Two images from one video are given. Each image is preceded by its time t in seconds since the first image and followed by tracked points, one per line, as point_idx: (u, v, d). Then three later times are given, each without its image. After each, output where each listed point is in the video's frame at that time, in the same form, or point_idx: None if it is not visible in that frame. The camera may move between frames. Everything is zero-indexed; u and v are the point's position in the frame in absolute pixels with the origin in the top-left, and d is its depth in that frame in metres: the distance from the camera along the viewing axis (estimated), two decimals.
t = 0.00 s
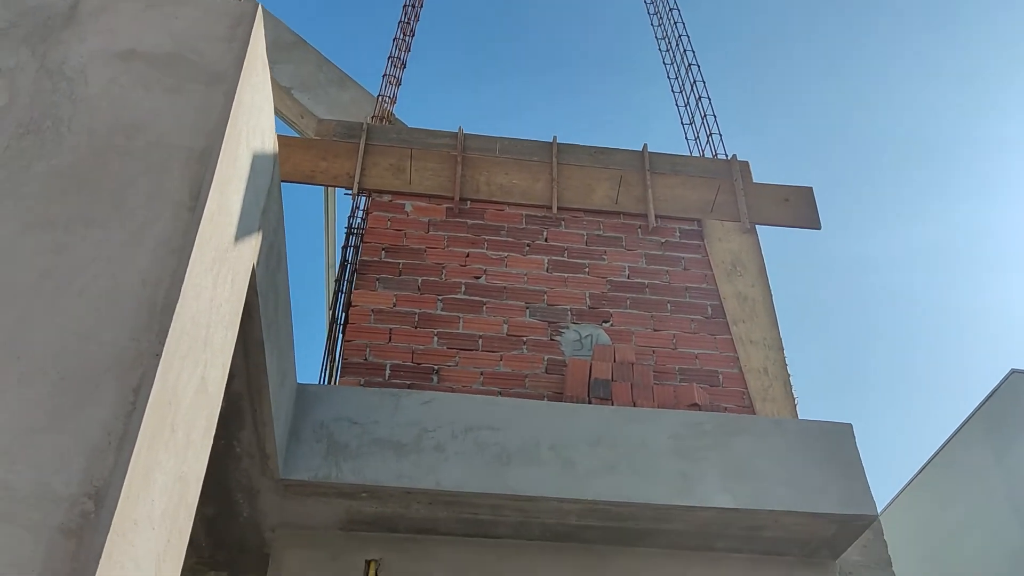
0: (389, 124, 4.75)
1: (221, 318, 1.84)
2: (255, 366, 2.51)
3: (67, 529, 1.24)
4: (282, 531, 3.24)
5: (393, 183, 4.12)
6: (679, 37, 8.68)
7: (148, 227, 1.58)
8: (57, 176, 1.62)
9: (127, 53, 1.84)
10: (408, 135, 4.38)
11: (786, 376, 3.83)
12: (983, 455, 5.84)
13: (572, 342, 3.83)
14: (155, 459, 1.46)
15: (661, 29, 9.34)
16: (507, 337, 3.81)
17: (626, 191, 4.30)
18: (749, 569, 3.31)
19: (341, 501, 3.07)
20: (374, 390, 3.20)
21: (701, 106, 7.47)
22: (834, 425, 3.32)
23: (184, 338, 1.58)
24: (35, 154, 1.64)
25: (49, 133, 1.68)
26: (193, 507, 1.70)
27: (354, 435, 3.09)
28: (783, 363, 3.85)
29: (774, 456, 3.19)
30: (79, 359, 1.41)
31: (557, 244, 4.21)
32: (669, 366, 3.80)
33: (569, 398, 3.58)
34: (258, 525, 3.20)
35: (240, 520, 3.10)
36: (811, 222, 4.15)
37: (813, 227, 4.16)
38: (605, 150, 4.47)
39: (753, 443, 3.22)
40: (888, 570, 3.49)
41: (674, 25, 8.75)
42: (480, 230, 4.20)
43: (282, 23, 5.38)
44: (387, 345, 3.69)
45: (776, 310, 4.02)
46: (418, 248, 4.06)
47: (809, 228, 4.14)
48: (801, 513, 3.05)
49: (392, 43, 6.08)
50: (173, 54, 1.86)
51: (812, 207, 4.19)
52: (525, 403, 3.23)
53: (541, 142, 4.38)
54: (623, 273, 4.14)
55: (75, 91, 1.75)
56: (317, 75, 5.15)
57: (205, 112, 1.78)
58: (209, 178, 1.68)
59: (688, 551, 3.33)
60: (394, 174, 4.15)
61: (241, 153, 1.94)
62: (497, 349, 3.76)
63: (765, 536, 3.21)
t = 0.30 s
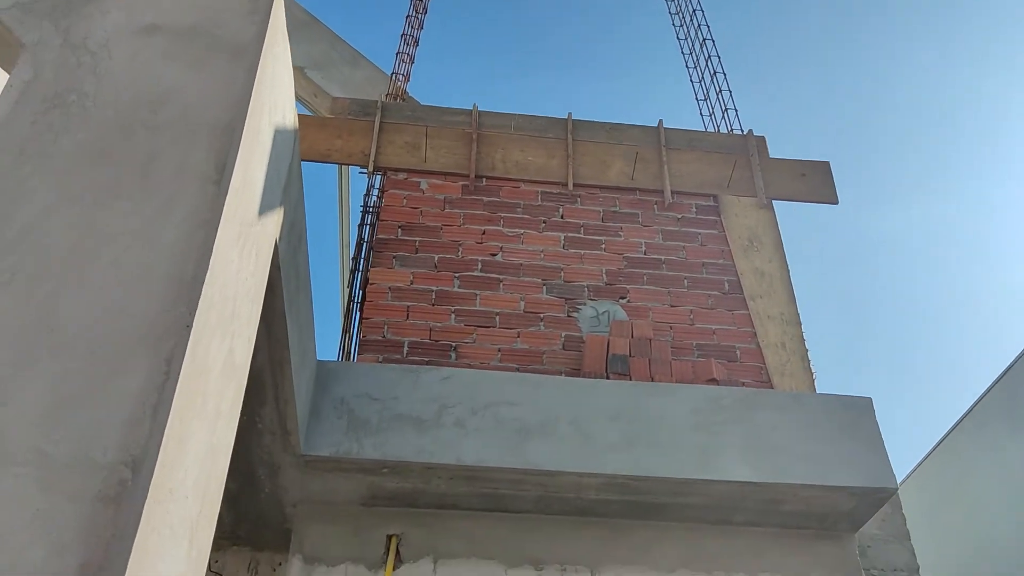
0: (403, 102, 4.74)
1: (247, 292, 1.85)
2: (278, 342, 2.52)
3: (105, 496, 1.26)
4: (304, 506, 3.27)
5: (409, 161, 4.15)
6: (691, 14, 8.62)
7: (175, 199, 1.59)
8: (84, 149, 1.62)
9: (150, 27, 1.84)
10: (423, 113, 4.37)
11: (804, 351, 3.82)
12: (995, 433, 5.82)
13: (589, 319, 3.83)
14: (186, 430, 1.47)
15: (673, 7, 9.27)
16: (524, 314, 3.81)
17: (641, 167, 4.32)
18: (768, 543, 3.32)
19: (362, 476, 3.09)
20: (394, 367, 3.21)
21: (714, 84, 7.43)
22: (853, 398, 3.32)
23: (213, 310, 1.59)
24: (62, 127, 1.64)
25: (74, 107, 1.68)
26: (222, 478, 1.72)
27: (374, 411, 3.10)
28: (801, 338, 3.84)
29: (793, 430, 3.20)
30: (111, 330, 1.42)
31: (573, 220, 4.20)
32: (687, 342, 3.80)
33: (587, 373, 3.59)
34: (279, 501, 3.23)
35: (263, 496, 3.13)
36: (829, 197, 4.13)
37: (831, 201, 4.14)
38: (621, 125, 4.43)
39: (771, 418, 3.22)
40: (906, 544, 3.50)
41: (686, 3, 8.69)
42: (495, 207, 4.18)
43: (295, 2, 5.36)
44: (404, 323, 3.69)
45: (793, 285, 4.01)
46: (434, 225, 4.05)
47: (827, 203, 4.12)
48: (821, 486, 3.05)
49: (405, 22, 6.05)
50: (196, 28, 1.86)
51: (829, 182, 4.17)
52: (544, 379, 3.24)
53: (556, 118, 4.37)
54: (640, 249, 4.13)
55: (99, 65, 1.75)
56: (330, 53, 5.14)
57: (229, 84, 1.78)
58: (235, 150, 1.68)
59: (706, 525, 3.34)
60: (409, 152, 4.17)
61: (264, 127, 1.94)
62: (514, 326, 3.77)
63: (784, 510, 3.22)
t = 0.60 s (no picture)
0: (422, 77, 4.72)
1: (280, 263, 1.86)
2: (307, 315, 2.55)
3: (154, 460, 1.29)
4: (333, 479, 3.31)
5: (429, 136, 4.16)
6: None
7: (210, 171, 1.60)
8: (119, 122, 1.64)
9: None
10: (442, 87, 4.34)
11: (828, 321, 3.82)
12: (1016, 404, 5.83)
13: (611, 291, 3.83)
14: (227, 397, 1.50)
15: None
16: (547, 287, 3.82)
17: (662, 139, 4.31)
18: (794, 511, 3.34)
19: (390, 448, 3.12)
20: (420, 341, 3.24)
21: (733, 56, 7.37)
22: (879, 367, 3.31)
23: (249, 280, 1.61)
24: (97, 101, 1.66)
25: (108, 80, 1.69)
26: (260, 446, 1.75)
27: (401, 384, 3.13)
28: (825, 308, 3.84)
29: (819, 398, 3.20)
30: (153, 299, 1.44)
31: (594, 193, 4.19)
32: (711, 313, 3.79)
33: (611, 345, 3.60)
34: (309, 473, 3.28)
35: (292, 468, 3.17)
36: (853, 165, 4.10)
37: (855, 170, 4.11)
38: (640, 97, 4.41)
39: (797, 387, 3.22)
40: (932, 511, 3.50)
41: None
42: (516, 180, 4.17)
43: None
44: (428, 297, 3.71)
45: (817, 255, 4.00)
46: (455, 200, 4.05)
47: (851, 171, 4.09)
48: (848, 454, 3.06)
49: None
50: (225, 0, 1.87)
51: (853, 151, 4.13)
52: (569, 350, 3.26)
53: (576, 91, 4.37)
54: (662, 221, 4.11)
55: (131, 38, 1.76)
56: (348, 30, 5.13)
57: (260, 56, 1.78)
58: (267, 121, 1.69)
59: (732, 494, 3.36)
60: (429, 127, 4.17)
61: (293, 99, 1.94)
62: (537, 299, 3.77)
63: (810, 478, 3.23)
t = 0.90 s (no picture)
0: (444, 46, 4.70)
1: (321, 230, 1.88)
2: (344, 284, 2.57)
3: (213, 421, 1.32)
4: (370, 446, 3.36)
5: (455, 105, 4.12)
6: None
7: (254, 139, 1.62)
8: (162, 93, 1.66)
9: None
10: (468, 56, 4.32)
11: (861, 283, 3.83)
12: None
13: (642, 257, 3.83)
14: (278, 360, 1.52)
15: None
16: (577, 254, 3.82)
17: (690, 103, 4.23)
18: (829, 472, 3.35)
19: (427, 415, 3.16)
20: (454, 309, 3.27)
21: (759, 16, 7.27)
22: (915, 327, 3.29)
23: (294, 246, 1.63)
24: (140, 72, 1.68)
25: (149, 53, 1.71)
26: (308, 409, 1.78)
27: (436, 352, 3.16)
28: (858, 270, 3.84)
29: (855, 360, 3.19)
30: (205, 266, 1.46)
31: (622, 158, 4.18)
32: (742, 277, 3.78)
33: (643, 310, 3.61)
34: (347, 441, 3.33)
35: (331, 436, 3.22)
36: (885, 125, 4.04)
37: (887, 129, 4.05)
38: (666, 62, 4.30)
39: (832, 349, 3.21)
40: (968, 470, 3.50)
41: None
42: (544, 147, 4.18)
43: None
44: (459, 267, 3.72)
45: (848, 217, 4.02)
46: (483, 168, 4.06)
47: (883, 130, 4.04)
48: (884, 414, 3.05)
49: None
50: None
51: (885, 110, 4.07)
52: (601, 317, 3.27)
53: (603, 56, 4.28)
54: (691, 186, 4.09)
55: (169, 10, 1.78)
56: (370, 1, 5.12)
57: (297, 24, 1.79)
58: (307, 88, 1.70)
59: (767, 456, 3.37)
60: (455, 96, 4.13)
61: (329, 66, 1.95)
62: (568, 267, 3.78)
63: (846, 439, 3.23)
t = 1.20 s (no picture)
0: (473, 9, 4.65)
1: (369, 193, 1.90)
2: (387, 247, 2.61)
3: (276, 377, 1.36)
4: (414, 409, 3.42)
5: (488, 70, 4.12)
6: None
7: (303, 102, 1.64)
8: (211, 59, 1.68)
9: None
10: (499, 18, 4.27)
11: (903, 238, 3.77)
12: None
13: (679, 218, 3.81)
14: (334, 319, 1.55)
15: None
16: (613, 216, 3.82)
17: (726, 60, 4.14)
18: (872, 429, 3.34)
19: (469, 377, 3.20)
20: (493, 271, 3.29)
21: None
22: (960, 281, 3.25)
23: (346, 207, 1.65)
24: (189, 40, 1.71)
25: (197, 20, 1.74)
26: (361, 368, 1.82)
27: (477, 315, 3.19)
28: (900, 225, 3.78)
29: (898, 315, 3.16)
30: (262, 227, 1.49)
31: (657, 119, 4.15)
32: (781, 235, 3.75)
33: (682, 270, 3.60)
34: (391, 404, 3.39)
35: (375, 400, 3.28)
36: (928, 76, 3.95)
37: (930, 81, 3.96)
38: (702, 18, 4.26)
39: (875, 305, 3.18)
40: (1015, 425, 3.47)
41: None
42: (578, 110, 4.16)
43: None
44: (496, 231, 3.74)
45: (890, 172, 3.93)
46: (518, 132, 4.05)
47: (926, 82, 3.95)
48: (929, 369, 3.02)
49: None
50: None
51: (928, 61, 3.98)
52: (640, 277, 3.27)
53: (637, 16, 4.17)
54: (728, 144, 4.05)
55: None
56: None
57: None
58: (352, 51, 1.71)
59: (809, 413, 3.37)
60: (488, 61, 4.12)
61: (372, 29, 1.96)
62: (605, 229, 3.78)
63: (889, 395, 3.22)
